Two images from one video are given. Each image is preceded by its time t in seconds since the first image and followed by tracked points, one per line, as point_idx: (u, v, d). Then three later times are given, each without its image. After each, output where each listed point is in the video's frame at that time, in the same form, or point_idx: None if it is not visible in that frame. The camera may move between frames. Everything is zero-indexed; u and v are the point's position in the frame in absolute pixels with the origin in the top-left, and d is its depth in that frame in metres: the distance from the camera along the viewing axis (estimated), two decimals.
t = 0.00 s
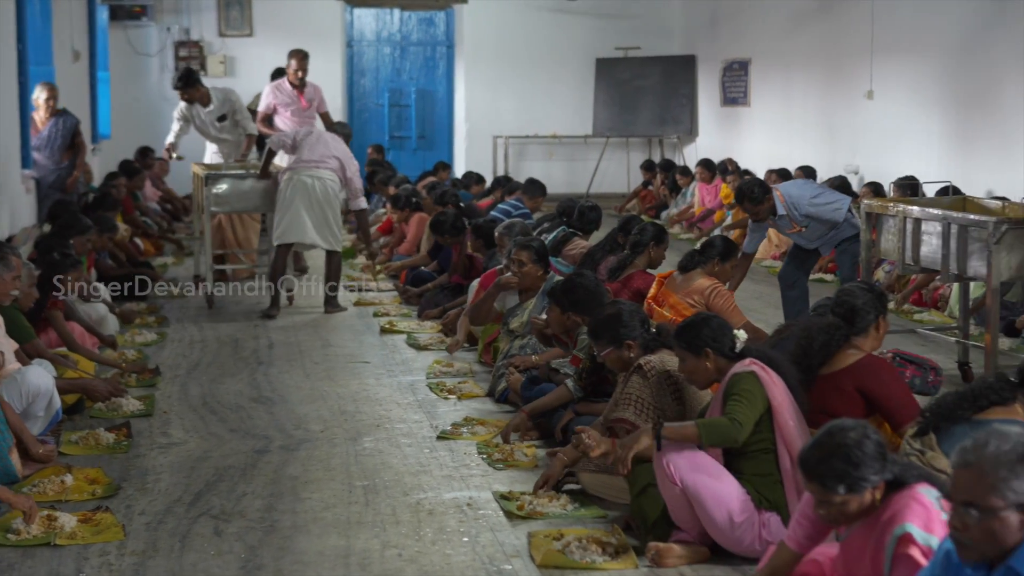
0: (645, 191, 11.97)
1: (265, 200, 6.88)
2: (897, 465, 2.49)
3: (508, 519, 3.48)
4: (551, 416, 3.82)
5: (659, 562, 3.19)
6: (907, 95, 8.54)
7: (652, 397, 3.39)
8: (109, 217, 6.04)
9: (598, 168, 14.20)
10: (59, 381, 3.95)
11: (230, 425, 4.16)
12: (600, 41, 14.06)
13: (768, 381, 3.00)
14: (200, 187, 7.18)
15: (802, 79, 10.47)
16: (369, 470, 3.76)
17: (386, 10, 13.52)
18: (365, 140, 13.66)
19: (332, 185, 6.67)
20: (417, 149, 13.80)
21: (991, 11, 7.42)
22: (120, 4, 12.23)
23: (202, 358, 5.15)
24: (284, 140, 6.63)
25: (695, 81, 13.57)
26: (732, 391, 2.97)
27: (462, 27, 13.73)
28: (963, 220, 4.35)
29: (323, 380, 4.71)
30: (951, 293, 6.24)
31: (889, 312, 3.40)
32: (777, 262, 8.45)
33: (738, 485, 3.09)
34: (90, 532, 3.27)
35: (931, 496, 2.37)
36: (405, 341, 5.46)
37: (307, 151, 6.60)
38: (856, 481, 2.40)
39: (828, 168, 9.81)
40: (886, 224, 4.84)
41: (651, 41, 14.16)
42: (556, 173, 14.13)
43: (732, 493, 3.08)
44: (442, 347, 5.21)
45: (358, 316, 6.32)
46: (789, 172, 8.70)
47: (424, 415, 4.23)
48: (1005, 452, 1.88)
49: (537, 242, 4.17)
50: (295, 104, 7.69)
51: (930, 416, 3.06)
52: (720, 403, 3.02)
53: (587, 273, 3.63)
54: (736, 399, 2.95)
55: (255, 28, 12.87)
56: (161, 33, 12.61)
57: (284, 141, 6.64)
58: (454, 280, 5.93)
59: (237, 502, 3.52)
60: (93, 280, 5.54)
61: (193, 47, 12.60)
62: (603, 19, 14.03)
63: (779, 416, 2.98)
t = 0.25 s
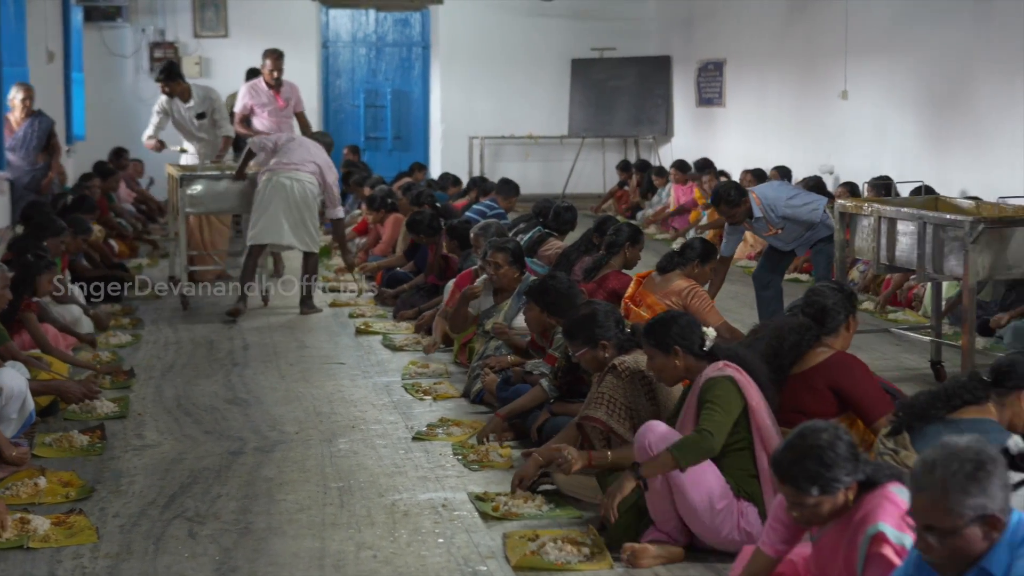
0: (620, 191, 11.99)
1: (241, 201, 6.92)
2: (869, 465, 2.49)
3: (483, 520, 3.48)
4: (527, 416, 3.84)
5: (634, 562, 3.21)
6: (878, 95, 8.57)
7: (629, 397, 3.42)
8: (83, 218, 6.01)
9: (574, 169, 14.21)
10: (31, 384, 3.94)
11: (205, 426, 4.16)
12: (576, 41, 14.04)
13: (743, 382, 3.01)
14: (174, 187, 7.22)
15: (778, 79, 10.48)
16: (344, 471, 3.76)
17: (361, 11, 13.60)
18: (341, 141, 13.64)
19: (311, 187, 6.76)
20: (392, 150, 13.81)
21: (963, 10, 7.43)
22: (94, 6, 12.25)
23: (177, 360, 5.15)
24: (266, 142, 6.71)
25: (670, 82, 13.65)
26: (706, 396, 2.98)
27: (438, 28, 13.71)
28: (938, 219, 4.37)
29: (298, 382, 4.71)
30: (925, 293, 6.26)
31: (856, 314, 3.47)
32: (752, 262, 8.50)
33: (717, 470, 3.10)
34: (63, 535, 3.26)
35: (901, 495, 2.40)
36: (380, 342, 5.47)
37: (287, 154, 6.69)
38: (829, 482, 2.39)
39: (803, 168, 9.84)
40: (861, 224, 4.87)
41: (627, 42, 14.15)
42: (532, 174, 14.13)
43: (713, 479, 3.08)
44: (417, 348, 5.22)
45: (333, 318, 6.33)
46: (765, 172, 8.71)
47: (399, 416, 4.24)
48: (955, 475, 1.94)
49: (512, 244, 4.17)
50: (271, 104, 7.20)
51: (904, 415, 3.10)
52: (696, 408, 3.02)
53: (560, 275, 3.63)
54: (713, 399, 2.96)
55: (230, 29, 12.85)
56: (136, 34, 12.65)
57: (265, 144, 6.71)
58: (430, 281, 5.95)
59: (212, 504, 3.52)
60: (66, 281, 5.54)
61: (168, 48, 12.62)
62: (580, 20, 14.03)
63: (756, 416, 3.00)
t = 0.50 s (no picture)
0: (597, 193, 12.11)
1: (214, 202, 6.98)
2: (842, 465, 2.51)
3: (459, 521, 3.47)
4: (503, 417, 3.85)
5: (610, 562, 3.22)
6: (847, 95, 8.67)
7: (606, 399, 3.42)
8: (57, 220, 5.99)
9: (549, 170, 14.27)
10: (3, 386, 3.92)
11: (180, 428, 4.16)
12: (551, 43, 14.12)
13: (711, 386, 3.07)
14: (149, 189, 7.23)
15: (753, 80, 10.54)
16: (319, 473, 3.75)
17: (336, 12, 13.74)
18: (316, 143, 13.90)
19: (285, 185, 6.82)
20: (368, 151, 14.04)
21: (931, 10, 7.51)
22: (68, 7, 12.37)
23: (151, 361, 5.17)
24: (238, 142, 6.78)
25: (645, 83, 13.66)
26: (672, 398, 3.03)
27: (413, 30, 13.86)
28: (913, 218, 4.37)
29: (273, 384, 4.72)
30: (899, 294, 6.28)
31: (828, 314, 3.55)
32: (726, 263, 8.59)
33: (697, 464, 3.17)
34: (36, 538, 3.24)
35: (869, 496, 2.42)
36: (356, 344, 5.50)
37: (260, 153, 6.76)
38: (803, 482, 2.42)
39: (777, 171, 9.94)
40: (835, 225, 4.87)
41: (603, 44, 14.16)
42: (507, 175, 14.22)
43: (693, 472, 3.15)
44: (393, 349, 5.24)
45: (309, 319, 6.38)
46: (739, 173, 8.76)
47: (375, 417, 4.24)
48: (916, 491, 1.99)
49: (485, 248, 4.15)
50: (247, 104, 7.75)
51: (875, 413, 3.17)
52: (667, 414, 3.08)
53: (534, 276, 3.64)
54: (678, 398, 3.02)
55: (204, 31, 13.03)
56: (109, 35, 12.79)
57: (236, 143, 6.79)
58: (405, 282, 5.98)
59: (186, 506, 3.51)
60: (39, 283, 5.55)
61: (142, 49, 12.77)
62: (554, 23, 14.11)
63: (728, 419, 3.07)
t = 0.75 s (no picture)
0: (571, 195, 12.23)
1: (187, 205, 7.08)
2: (814, 466, 2.52)
3: (434, 523, 3.48)
4: (478, 418, 3.86)
5: (584, 563, 3.25)
6: (815, 97, 8.81)
7: (580, 401, 3.45)
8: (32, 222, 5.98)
9: (524, 172, 14.45)
10: None
11: (154, 431, 4.16)
12: (527, 44, 14.30)
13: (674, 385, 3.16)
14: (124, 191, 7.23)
15: (727, 80, 10.59)
16: (294, 475, 3.75)
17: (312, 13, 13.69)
18: (291, 144, 13.96)
19: (257, 182, 6.94)
20: (344, 152, 14.14)
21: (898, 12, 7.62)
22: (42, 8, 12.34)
23: (125, 364, 5.19)
24: (206, 142, 6.87)
25: (621, 84, 13.87)
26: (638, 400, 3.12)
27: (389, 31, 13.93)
28: (890, 220, 4.53)
29: (248, 386, 4.73)
30: (872, 293, 6.43)
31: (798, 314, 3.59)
32: (702, 264, 8.69)
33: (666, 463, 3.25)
34: (9, 541, 3.22)
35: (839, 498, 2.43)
36: (331, 345, 5.53)
37: (230, 153, 6.85)
38: (775, 484, 2.43)
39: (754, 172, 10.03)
40: (811, 225, 5.03)
41: (579, 45, 14.35)
42: (483, 176, 14.39)
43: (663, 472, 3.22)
44: (369, 351, 5.27)
45: (284, 321, 6.44)
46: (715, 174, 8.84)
47: (350, 419, 4.25)
48: (885, 496, 2.00)
49: (455, 254, 4.14)
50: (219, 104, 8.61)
51: (851, 415, 3.25)
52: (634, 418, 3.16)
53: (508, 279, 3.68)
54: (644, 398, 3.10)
55: (179, 32, 13.06)
56: (84, 37, 12.78)
57: (206, 142, 6.88)
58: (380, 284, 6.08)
59: (161, 509, 3.50)
60: (11, 285, 5.56)
61: (116, 50, 12.78)
62: (529, 23, 14.28)
63: (693, 419, 3.17)
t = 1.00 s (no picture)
0: (544, 196, 12.39)
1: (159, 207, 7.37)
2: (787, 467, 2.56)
3: (408, 525, 3.48)
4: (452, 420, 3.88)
5: (557, 564, 3.31)
6: (785, 97, 8.90)
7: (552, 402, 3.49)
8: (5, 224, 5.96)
9: (499, 173, 14.78)
10: None
11: (126, 434, 4.16)
12: (501, 46, 14.51)
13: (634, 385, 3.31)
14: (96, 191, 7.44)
15: (700, 81, 10.65)
16: (267, 478, 3.75)
17: (285, 15, 13.70)
18: (265, 147, 13.88)
19: (225, 182, 7.06)
20: (317, 154, 14.17)
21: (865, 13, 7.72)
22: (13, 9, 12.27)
23: (98, 367, 5.20)
24: (171, 145, 6.99)
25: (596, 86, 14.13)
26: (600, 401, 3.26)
27: (362, 33, 14.08)
28: (864, 222, 4.59)
29: (221, 388, 4.74)
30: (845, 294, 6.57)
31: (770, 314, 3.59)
32: (676, 266, 8.78)
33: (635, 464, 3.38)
34: None
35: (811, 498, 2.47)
36: (305, 347, 5.56)
37: (196, 156, 6.97)
38: (748, 484, 2.45)
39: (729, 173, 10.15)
40: (783, 226, 5.10)
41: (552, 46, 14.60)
42: (457, 178, 14.67)
43: (632, 472, 3.35)
44: (342, 353, 5.30)
45: (258, 323, 6.49)
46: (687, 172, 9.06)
47: (323, 422, 4.26)
48: (856, 498, 2.10)
49: (426, 258, 4.18)
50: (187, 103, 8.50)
51: (823, 415, 3.33)
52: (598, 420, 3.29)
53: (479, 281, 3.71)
54: (606, 399, 3.24)
55: (152, 33, 13.01)
56: (55, 38, 12.66)
57: (172, 144, 6.99)
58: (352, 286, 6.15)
59: (133, 512, 3.49)
60: None
61: (88, 53, 12.67)
62: (502, 24, 14.48)
63: (655, 417, 3.30)
